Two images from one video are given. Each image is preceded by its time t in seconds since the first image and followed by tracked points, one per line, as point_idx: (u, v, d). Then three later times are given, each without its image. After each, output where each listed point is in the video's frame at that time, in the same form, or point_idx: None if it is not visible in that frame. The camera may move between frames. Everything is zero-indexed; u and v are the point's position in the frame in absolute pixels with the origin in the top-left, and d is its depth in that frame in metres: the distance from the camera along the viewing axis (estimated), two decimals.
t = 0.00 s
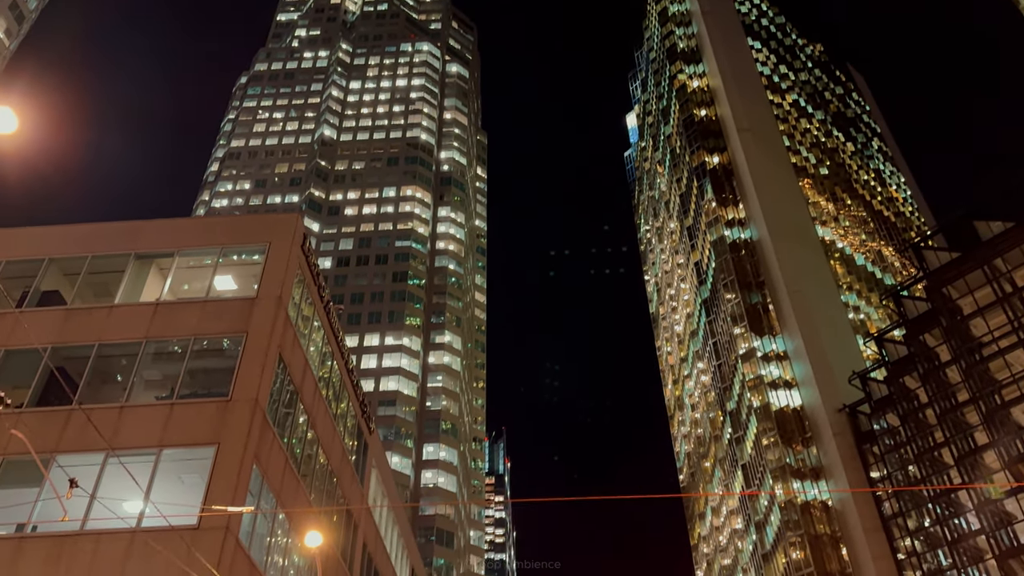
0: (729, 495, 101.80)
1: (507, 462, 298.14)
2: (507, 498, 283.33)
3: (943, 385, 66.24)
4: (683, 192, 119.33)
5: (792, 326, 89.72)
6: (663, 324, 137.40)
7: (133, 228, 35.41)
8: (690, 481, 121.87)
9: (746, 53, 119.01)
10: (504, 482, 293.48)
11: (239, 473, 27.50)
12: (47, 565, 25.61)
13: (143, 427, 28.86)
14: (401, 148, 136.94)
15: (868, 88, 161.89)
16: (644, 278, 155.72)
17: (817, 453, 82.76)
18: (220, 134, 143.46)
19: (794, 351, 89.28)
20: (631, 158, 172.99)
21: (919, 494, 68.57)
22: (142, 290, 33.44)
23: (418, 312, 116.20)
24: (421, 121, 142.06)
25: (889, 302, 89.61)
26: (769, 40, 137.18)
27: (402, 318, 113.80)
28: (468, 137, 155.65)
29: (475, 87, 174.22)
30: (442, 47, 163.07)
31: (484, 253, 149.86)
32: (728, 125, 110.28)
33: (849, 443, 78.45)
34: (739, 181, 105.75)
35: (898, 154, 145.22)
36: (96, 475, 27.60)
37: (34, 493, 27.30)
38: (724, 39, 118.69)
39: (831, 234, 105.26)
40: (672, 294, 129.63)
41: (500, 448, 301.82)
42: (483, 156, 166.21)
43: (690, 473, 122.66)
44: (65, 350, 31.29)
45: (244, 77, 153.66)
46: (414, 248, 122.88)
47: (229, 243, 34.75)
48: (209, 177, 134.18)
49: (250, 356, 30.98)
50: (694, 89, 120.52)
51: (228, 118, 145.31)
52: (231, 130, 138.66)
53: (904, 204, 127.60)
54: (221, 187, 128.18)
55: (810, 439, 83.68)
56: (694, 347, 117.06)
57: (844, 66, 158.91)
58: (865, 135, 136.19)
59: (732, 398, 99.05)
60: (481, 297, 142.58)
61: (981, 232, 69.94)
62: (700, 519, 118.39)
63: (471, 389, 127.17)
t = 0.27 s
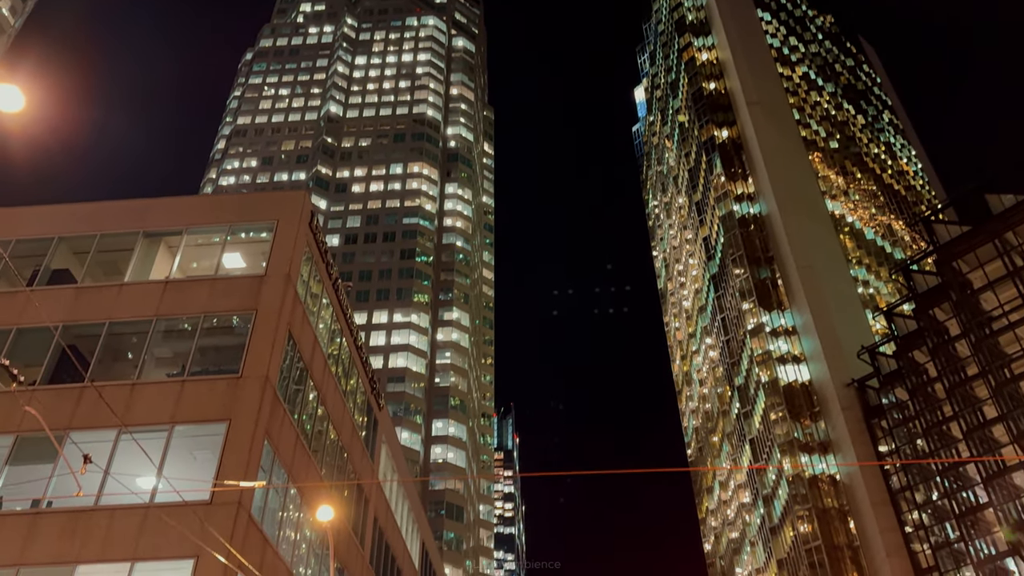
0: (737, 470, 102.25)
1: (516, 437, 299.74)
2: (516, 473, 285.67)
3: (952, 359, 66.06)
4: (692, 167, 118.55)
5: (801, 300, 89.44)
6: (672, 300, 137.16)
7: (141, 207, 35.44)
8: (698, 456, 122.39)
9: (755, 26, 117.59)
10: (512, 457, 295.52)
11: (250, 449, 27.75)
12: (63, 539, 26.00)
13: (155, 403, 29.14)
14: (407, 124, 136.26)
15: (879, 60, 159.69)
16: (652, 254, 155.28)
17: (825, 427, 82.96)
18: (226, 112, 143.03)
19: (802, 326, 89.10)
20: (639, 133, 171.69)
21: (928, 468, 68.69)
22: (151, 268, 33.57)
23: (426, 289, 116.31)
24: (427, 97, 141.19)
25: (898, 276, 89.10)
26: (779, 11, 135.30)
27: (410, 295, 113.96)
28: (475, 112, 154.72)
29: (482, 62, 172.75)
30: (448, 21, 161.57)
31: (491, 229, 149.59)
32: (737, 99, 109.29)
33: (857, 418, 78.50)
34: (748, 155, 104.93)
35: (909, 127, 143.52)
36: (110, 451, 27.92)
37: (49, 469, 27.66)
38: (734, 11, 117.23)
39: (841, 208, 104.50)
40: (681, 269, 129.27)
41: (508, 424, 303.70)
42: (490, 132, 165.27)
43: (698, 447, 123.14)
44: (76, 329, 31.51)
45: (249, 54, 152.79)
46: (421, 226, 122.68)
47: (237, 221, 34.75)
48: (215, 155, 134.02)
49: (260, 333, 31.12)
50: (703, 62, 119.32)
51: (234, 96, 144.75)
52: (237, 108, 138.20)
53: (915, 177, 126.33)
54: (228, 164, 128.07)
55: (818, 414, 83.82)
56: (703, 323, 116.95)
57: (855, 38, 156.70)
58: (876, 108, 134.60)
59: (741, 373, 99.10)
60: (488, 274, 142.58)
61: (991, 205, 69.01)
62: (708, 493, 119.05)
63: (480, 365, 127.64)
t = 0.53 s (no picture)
0: (741, 446, 102.78)
1: (521, 415, 300.84)
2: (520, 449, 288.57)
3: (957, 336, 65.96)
4: (697, 143, 117.92)
5: (806, 277, 89.25)
6: (676, 278, 137.05)
7: (145, 184, 35.41)
8: (702, 433, 123.04)
9: None
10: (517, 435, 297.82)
11: (258, 426, 27.95)
12: (73, 515, 26.30)
13: (162, 381, 29.36)
14: (411, 101, 135.51)
15: (887, 35, 157.86)
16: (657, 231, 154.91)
17: (829, 403, 83.26)
18: (229, 90, 142.32)
19: (807, 303, 89.03)
20: (644, 110, 170.50)
21: (932, 443, 68.85)
22: (156, 246, 33.62)
23: (430, 268, 116.37)
24: (430, 74, 140.27)
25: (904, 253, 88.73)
26: None
27: (415, 274, 114.08)
28: (479, 89, 153.78)
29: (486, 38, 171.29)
30: None
31: (496, 208, 149.28)
32: (743, 74, 108.44)
33: (862, 394, 78.62)
34: (755, 131, 104.26)
35: (917, 102, 142.18)
36: (118, 428, 28.14)
37: (58, 446, 27.92)
38: None
39: (847, 185, 103.90)
40: (686, 247, 128.98)
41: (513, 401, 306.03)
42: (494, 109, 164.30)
43: (702, 424, 123.74)
44: (83, 307, 31.64)
45: (251, 31, 151.71)
46: (426, 204, 122.36)
47: (241, 200, 34.71)
48: (219, 133, 133.59)
49: (265, 311, 31.21)
50: (709, 37, 118.29)
51: (237, 73, 143.95)
52: (240, 86, 137.51)
53: (922, 153, 125.34)
54: (231, 143, 127.79)
55: (823, 390, 84.05)
56: (707, 300, 116.92)
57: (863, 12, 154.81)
58: (883, 83, 133.31)
59: (745, 351, 99.24)
60: (493, 253, 142.52)
61: (998, 180, 67.88)
62: (712, 470, 119.83)
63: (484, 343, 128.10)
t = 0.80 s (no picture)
0: (743, 423, 103.26)
1: (525, 392, 302.38)
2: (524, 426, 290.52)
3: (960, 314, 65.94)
4: (701, 121, 117.26)
5: (810, 255, 89.11)
6: (680, 256, 136.86)
7: (148, 162, 35.35)
8: (705, 410, 123.55)
9: None
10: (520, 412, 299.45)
11: (262, 404, 28.13)
12: (80, 492, 26.55)
13: (166, 359, 29.50)
14: (413, 78, 134.60)
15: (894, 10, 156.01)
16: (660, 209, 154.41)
17: (831, 381, 83.53)
18: (230, 67, 141.44)
19: (810, 281, 88.99)
20: (648, 86, 169.26)
21: (934, 421, 69.09)
22: (159, 225, 33.62)
23: (433, 247, 116.24)
24: (432, 50, 139.18)
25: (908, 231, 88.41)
26: None
27: (418, 253, 113.98)
28: (481, 66, 152.70)
29: (488, 14, 169.72)
30: None
31: (498, 186, 148.85)
32: (748, 51, 107.64)
33: (864, 372, 78.78)
34: (759, 108, 103.66)
35: (923, 78, 140.86)
36: (123, 406, 28.32)
37: (64, 424, 28.13)
38: None
39: (851, 162, 103.34)
40: (689, 225, 128.66)
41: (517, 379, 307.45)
42: (496, 87, 163.22)
43: (704, 402, 124.25)
44: (86, 285, 31.71)
45: (252, 7, 150.47)
46: (428, 182, 121.96)
47: (243, 178, 34.63)
48: (221, 111, 133.01)
49: (269, 290, 31.29)
50: (714, 13, 117.29)
51: (237, 50, 142.99)
52: (241, 63, 136.65)
53: (928, 130, 124.42)
54: (233, 121, 127.31)
55: (825, 368, 84.26)
56: (710, 278, 116.84)
57: None
58: (889, 59, 132.01)
59: (748, 329, 99.36)
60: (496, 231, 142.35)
61: (1004, 157, 67.41)
62: (714, 447, 120.49)
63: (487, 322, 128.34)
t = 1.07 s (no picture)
0: (744, 402, 103.63)
1: (526, 371, 303.55)
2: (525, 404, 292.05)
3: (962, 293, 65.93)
4: (704, 99, 116.56)
5: (812, 234, 88.92)
6: (681, 236, 136.56)
7: (148, 141, 35.21)
8: (705, 389, 123.95)
9: None
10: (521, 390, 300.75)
11: (265, 382, 28.25)
12: (84, 469, 26.74)
13: (168, 337, 29.56)
14: (413, 56, 133.54)
15: None
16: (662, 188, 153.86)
17: (832, 360, 83.74)
18: (229, 44, 140.31)
19: (812, 260, 88.88)
20: (650, 64, 167.91)
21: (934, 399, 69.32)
22: (160, 203, 33.54)
23: (435, 226, 115.97)
24: (433, 27, 137.94)
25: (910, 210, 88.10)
26: None
27: (419, 232, 113.73)
28: (482, 43, 151.45)
29: None
30: None
31: (500, 164, 148.25)
32: (752, 28, 106.85)
33: (865, 351, 78.91)
34: (762, 86, 103.02)
35: (927, 56, 139.64)
36: (125, 383, 28.44)
37: (67, 402, 28.26)
38: None
39: (855, 141, 102.76)
40: (691, 204, 128.24)
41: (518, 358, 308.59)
42: (497, 64, 161.97)
43: (705, 380, 124.66)
44: (88, 264, 31.71)
45: None
46: (429, 160, 121.39)
47: (243, 156, 34.48)
48: (220, 89, 132.16)
49: (270, 269, 31.29)
50: None
51: (236, 27, 141.78)
52: (241, 40, 135.55)
53: (931, 108, 123.57)
54: (233, 99, 126.56)
55: (826, 347, 84.44)
56: (712, 258, 116.70)
57: None
58: (894, 36, 130.80)
59: (749, 308, 99.40)
60: (497, 210, 142.00)
61: (1008, 136, 66.97)
62: (714, 425, 121.07)
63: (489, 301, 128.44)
